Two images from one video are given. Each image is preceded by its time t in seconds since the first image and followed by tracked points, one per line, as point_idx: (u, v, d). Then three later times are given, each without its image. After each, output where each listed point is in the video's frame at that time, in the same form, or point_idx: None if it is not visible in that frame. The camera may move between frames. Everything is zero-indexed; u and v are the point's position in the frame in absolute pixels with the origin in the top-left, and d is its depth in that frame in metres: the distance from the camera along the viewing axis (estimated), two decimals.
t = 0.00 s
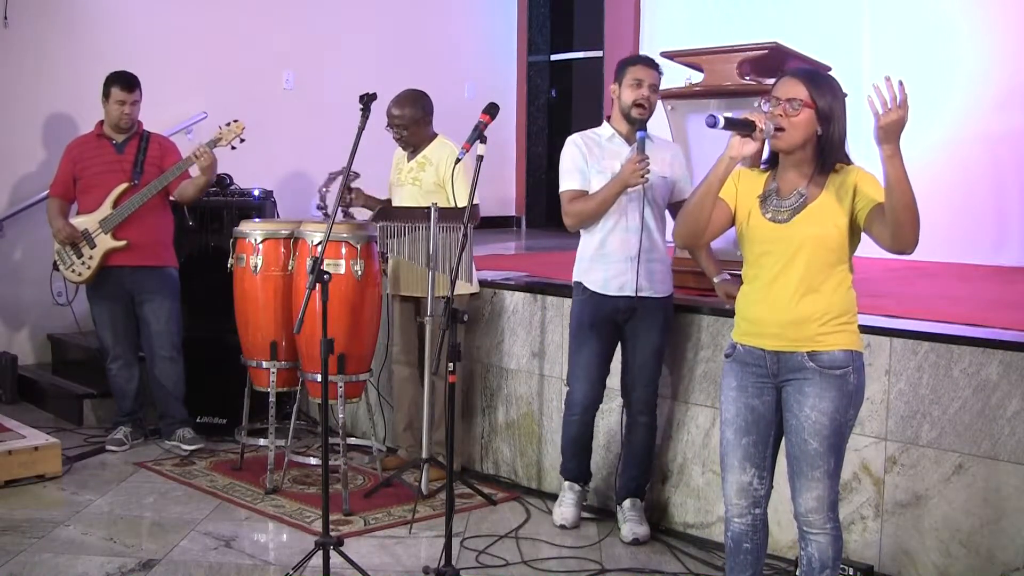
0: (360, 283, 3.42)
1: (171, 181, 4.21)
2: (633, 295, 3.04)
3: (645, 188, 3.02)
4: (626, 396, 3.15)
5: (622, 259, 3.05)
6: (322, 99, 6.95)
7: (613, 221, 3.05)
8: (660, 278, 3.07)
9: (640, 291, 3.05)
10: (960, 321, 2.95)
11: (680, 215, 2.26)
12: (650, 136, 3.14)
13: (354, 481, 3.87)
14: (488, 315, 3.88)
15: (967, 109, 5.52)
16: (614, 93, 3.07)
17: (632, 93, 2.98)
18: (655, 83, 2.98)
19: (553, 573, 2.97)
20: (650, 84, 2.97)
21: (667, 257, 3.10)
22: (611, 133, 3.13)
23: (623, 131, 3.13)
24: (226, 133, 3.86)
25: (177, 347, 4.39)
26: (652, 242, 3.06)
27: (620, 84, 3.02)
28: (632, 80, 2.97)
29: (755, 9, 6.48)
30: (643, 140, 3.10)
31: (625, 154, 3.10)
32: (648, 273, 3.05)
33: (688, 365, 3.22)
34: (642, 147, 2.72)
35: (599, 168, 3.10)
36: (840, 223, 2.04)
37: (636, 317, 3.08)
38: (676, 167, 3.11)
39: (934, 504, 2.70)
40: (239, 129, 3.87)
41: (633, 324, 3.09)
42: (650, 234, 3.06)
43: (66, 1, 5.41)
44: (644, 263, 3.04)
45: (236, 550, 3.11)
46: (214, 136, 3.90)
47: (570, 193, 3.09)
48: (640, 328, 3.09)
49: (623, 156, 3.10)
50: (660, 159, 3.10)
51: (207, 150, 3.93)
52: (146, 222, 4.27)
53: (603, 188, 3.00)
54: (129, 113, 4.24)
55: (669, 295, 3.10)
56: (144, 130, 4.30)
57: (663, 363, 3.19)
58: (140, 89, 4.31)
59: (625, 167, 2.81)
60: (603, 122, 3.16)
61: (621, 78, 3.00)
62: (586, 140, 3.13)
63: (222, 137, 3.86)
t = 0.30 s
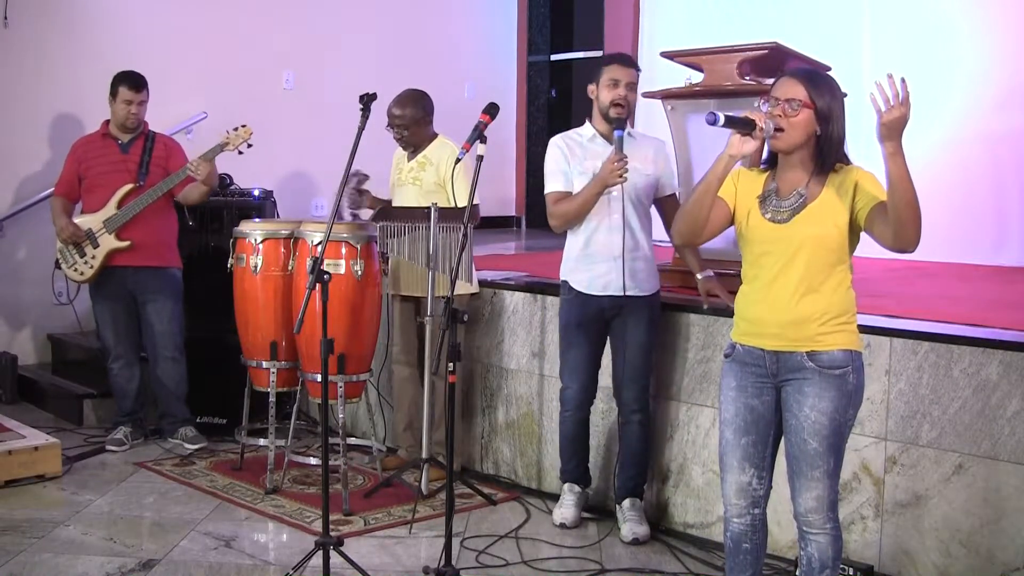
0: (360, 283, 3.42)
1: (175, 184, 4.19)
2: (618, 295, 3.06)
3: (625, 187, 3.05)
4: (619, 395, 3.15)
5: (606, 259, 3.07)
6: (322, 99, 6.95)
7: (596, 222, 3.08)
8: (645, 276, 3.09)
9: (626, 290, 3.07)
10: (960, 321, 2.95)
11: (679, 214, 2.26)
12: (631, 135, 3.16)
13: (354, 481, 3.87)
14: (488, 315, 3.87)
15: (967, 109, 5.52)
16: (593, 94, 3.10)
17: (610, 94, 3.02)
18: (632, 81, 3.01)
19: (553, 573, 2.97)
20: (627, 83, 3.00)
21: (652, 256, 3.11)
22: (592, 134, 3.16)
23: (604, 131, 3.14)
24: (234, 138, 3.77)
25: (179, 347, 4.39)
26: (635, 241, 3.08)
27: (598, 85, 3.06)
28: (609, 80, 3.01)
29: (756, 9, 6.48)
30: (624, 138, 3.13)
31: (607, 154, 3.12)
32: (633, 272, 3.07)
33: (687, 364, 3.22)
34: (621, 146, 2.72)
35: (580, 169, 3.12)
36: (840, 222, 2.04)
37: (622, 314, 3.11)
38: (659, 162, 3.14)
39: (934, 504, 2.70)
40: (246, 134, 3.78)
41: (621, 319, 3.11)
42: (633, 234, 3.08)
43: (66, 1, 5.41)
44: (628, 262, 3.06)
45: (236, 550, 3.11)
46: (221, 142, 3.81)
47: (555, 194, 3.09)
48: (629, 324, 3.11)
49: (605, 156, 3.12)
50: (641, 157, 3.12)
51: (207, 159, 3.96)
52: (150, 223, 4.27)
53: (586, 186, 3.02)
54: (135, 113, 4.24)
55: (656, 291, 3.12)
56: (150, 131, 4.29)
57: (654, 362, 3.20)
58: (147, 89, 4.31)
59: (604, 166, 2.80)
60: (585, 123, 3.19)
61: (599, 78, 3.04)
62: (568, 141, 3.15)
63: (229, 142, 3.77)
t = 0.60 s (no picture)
0: (360, 283, 3.42)
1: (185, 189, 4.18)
2: (604, 294, 3.10)
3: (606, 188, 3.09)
4: (613, 394, 3.16)
5: (592, 259, 3.11)
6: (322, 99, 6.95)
7: (581, 223, 3.12)
8: (632, 275, 3.12)
9: (613, 288, 3.10)
10: (960, 321, 2.95)
11: (677, 214, 2.26)
12: (612, 134, 3.19)
13: (354, 481, 3.87)
14: (488, 315, 3.87)
15: (967, 109, 5.52)
16: (573, 96, 3.13)
17: (588, 96, 3.03)
18: (610, 83, 3.03)
19: (553, 573, 2.97)
20: (604, 85, 3.02)
21: (638, 255, 3.14)
22: (575, 136, 3.19)
23: (586, 133, 3.18)
24: (249, 142, 3.77)
25: (185, 349, 4.38)
26: (619, 241, 3.12)
27: (577, 88, 3.08)
28: (588, 83, 3.03)
29: (756, 8, 6.48)
30: (606, 139, 3.17)
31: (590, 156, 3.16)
32: (618, 271, 3.10)
33: (687, 364, 3.21)
34: (600, 149, 2.73)
35: (565, 171, 3.16)
36: (839, 222, 2.03)
37: (617, 312, 3.12)
38: (642, 159, 3.18)
39: (934, 504, 2.70)
40: (262, 139, 3.78)
41: (611, 318, 3.13)
42: (618, 233, 3.12)
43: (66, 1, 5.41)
44: (613, 262, 3.10)
45: (236, 550, 3.11)
46: (237, 145, 3.81)
47: (541, 198, 3.14)
48: (619, 323, 3.12)
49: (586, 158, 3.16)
50: (624, 156, 3.16)
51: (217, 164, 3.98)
52: (162, 224, 4.27)
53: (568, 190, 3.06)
54: (150, 113, 4.25)
55: (644, 289, 3.14)
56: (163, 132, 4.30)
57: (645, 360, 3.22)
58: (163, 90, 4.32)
59: (585, 169, 2.83)
60: (568, 125, 3.22)
61: (578, 81, 3.07)
62: (550, 145, 3.20)
63: (245, 146, 3.77)
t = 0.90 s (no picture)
0: (360, 283, 3.42)
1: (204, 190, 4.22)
2: (595, 295, 3.11)
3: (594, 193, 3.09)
4: (610, 392, 3.16)
5: (581, 261, 3.12)
6: (322, 99, 6.95)
7: (570, 228, 3.13)
8: (622, 276, 3.13)
9: (603, 290, 3.11)
10: (960, 321, 2.95)
11: (675, 213, 2.27)
12: (600, 136, 3.19)
13: (354, 481, 3.87)
14: (488, 315, 3.87)
15: (966, 109, 5.52)
16: (558, 102, 3.14)
17: (574, 102, 3.05)
18: (595, 88, 3.04)
19: (553, 573, 2.97)
20: (590, 90, 3.03)
21: (628, 257, 3.15)
22: (562, 140, 3.19)
23: (573, 137, 3.18)
24: (270, 144, 3.77)
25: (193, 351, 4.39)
26: (608, 244, 3.13)
27: (562, 94, 3.09)
28: (572, 89, 3.04)
29: (756, 9, 6.48)
30: (593, 142, 3.16)
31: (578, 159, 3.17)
32: (608, 273, 3.10)
33: (686, 364, 3.21)
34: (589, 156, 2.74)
35: (554, 176, 3.16)
36: (837, 222, 2.03)
37: (617, 310, 3.13)
38: (629, 159, 3.18)
39: (934, 504, 2.70)
40: (283, 141, 3.77)
41: (603, 317, 3.14)
42: (607, 235, 3.12)
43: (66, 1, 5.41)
44: (603, 263, 3.10)
45: (236, 550, 3.11)
46: (258, 146, 3.81)
47: (531, 204, 3.14)
48: (611, 321, 3.13)
49: (574, 163, 3.16)
50: (612, 158, 3.15)
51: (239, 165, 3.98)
52: (181, 225, 4.31)
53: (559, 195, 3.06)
54: (171, 113, 4.27)
55: (634, 289, 3.15)
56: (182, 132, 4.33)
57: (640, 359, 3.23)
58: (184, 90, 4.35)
59: (574, 175, 2.83)
60: (554, 129, 3.22)
61: (563, 88, 3.07)
62: (539, 150, 3.20)
63: (267, 148, 3.78)
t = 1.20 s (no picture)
0: (360, 283, 3.42)
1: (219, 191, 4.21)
2: (593, 295, 3.11)
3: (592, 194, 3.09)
4: (609, 391, 3.16)
5: (579, 261, 3.12)
6: (322, 99, 6.95)
7: (568, 229, 3.13)
8: (620, 275, 3.13)
9: (601, 290, 3.11)
10: (960, 321, 2.95)
11: (673, 213, 2.27)
12: (594, 137, 3.19)
13: (354, 481, 3.87)
14: (488, 315, 3.87)
15: (966, 109, 5.52)
16: (552, 104, 3.14)
17: (569, 104, 3.06)
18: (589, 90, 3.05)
19: (553, 573, 2.97)
20: (583, 92, 3.04)
21: (625, 257, 3.16)
22: (558, 142, 3.19)
23: (569, 138, 3.18)
24: (288, 143, 3.74)
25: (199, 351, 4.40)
26: (606, 244, 3.13)
27: (556, 96, 3.10)
28: (566, 91, 3.05)
29: (756, 9, 6.48)
30: (589, 142, 3.16)
31: (574, 160, 3.16)
32: (607, 272, 3.11)
33: (685, 364, 3.21)
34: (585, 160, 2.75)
35: (550, 177, 3.16)
36: (835, 222, 2.03)
37: (616, 309, 3.12)
38: (624, 159, 3.18)
39: (934, 504, 2.70)
40: (301, 140, 3.75)
41: (602, 316, 3.13)
42: (606, 234, 3.12)
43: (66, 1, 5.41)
44: (601, 263, 3.11)
45: (236, 550, 3.11)
46: (277, 145, 3.79)
47: (528, 206, 3.15)
48: (610, 320, 3.13)
49: (570, 164, 3.16)
50: (607, 158, 3.16)
51: (258, 164, 3.94)
52: (197, 224, 4.32)
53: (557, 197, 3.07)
54: (190, 112, 4.29)
55: (632, 287, 3.15)
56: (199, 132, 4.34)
57: (638, 358, 3.23)
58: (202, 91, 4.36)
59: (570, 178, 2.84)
60: (549, 130, 3.23)
61: (556, 90, 3.08)
62: (534, 151, 3.20)
63: (285, 147, 3.75)
